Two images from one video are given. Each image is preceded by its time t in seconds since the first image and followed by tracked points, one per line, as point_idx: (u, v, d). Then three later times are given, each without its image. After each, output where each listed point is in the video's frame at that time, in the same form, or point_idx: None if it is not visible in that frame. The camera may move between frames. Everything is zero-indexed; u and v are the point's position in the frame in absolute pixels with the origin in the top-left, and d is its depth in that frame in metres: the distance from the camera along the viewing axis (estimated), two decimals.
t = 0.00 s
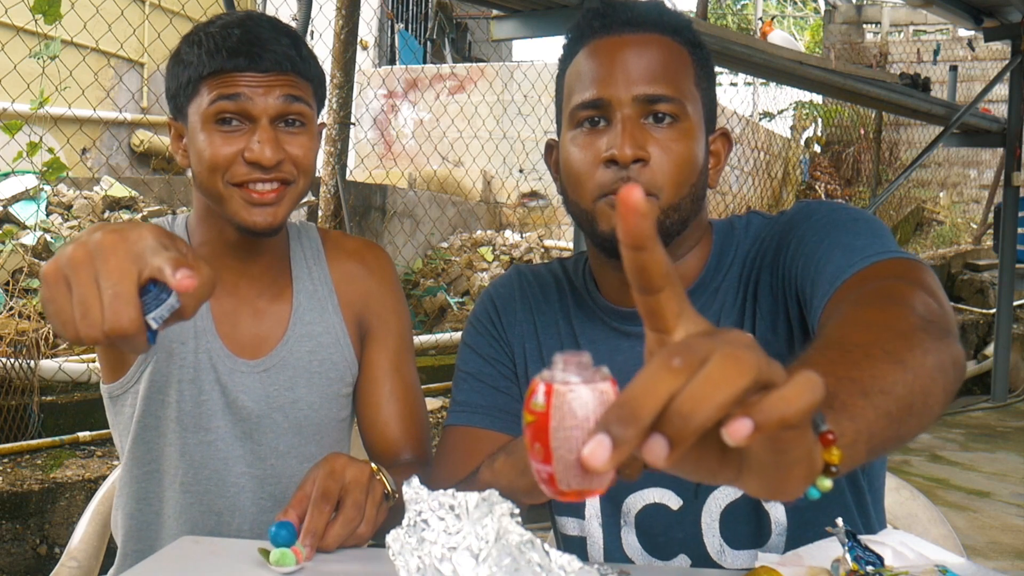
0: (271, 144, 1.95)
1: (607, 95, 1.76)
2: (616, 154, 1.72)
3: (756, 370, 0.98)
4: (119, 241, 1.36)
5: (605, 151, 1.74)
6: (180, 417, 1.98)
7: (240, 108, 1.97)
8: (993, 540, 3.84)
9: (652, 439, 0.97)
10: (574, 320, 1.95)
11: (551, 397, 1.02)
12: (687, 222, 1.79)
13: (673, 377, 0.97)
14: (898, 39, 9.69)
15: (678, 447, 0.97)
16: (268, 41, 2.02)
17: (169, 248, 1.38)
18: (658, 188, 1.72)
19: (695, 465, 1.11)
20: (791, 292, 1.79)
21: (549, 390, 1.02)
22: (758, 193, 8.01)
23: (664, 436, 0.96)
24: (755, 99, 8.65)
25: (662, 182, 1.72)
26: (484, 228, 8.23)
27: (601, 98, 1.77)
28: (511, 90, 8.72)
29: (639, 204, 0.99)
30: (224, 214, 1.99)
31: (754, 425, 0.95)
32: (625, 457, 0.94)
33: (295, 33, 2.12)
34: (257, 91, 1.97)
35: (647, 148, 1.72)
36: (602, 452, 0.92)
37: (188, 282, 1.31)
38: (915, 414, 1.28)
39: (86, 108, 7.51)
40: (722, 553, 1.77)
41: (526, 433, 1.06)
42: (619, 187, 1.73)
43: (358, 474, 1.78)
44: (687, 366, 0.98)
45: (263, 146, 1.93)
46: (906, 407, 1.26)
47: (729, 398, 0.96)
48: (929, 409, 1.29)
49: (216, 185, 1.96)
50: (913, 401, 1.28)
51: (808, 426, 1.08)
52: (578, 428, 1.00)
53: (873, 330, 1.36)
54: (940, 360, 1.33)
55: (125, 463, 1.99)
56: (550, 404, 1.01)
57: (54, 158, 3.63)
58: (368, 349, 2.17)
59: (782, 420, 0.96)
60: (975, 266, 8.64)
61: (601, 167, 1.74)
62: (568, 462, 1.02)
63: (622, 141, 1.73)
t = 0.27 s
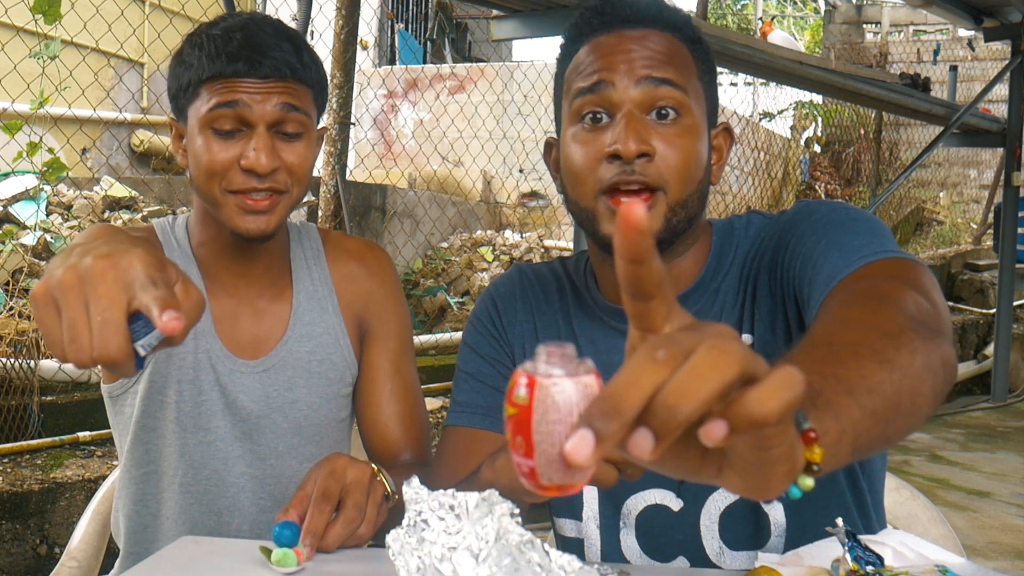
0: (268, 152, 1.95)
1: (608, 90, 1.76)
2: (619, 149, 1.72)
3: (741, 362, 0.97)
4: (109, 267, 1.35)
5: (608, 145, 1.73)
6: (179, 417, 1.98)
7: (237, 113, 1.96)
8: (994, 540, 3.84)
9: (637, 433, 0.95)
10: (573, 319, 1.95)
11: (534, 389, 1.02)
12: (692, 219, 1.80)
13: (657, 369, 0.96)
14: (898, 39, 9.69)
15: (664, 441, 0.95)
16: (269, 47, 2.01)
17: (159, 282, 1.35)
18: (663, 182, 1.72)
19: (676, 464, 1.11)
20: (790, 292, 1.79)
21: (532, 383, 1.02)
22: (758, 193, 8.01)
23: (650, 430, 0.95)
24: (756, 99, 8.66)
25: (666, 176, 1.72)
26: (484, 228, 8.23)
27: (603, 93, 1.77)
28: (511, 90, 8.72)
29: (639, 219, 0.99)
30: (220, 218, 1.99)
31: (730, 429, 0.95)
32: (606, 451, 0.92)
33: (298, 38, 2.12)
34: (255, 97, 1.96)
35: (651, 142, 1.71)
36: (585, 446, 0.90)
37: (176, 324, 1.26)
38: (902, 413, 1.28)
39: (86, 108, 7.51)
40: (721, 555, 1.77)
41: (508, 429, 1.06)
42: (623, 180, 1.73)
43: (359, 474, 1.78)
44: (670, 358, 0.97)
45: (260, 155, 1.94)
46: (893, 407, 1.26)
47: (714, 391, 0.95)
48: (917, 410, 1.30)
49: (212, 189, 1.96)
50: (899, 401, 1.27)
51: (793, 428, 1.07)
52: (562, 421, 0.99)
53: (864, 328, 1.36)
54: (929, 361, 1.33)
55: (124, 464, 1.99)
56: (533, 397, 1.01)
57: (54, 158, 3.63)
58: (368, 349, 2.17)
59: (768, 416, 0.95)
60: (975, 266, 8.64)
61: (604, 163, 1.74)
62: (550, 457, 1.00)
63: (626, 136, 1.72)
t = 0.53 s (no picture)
0: (269, 156, 1.95)
1: (608, 96, 1.76)
2: (620, 163, 1.72)
3: (732, 364, 0.98)
4: (94, 287, 1.32)
5: (608, 158, 1.74)
6: (178, 417, 1.98)
7: (239, 117, 1.96)
8: (994, 540, 3.84)
9: (628, 431, 0.96)
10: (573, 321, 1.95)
11: (526, 384, 1.02)
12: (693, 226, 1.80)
13: (649, 367, 0.97)
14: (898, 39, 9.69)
15: (653, 440, 0.96)
16: (270, 49, 2.01)
17: (145, 301, 1.34)
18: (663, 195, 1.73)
19: (667, 473, 1.13)
20: (791, 295, 1.79)
21: (523, 378, 1.03)
22: (758, 193, 8.01)
23: (640, 428, 0.96)
24: (756, 99, 8.66)
25: (667, 188, 1.72)
26: (484, 228, 8.24)
27: (603, 100, 1.77)
28: (511, 90, 8.72)
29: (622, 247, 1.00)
30: (221, 222, 1.99)
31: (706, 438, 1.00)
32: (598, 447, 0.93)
33: (298, 39, 2.11)
34: (257, 101, 1.96)
35: (651, 153, 1.72)
36: (578, 439, 0.92)
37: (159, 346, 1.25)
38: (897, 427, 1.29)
39: (86, 108, 7.51)
40: (720, 557, 1.77)
41: (501, 427, 1.07)
42: (622, 195, 1.74)
43: (359, 473, 1.78)
44: (663, 356, 0.98)
45: (261, 159, 1.94)
46: (888, 420, 1.28)
47: (702, 391, 0.96)
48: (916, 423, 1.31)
49: (214, 194, 1.96)
50: (896, 413, 1.28)
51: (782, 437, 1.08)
52: (553, 418, 1.00)
53: (859, 338, 1.36)
54: (927, 369, 1.33)
55: (123, 464, 1.99)
56: (524, 394, 1.02)
57: (54, 158, 3.63)
58: (368, 349, 2.17)
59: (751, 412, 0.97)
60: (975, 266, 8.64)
61: (606, 175, 1.75)
62: (543, 451, 1.02)
63: (626, 148, 1.73)
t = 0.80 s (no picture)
0: (272, 156, 1.95)
1: (610, 101, 1.76)
2: (618, 170, 1.72)
3: (744, 358, 0.99)
4: (102, 290, 1.31)
5: (606, 165, 1.74)
6: (177, 418, 1.97)
7: (242, 118, 1.96)
8: (994, 540, 3.84)
9: (641, 425, 0.97)
10: (573, 321, 1.95)
11: (542, 378, 1.02)
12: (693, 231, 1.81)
13: (661, 363, 0.98)
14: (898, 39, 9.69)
15: (666, 434, 0.97)
16: (271, 47, 2.01)
17: (152, 298, 1.33)
18: (662, 201, 1.73)
19: (681, 479, 1.15)
20: (795, 296, 1.78)
21: (539, 372, 1.02)
22: (758, 193, 8.02)
23: (652, 422, 0.97)
24: (756, 99, 8.66)
25: (666, 196, 1.73)
26: (484, 227, 8.25)
27: (603, 103, 1.77)
28: (511, 90, 8.73)
29: (625, 298, 1.00)
30: (224, 222, 1.99)
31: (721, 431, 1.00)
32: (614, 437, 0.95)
33: (299, 38, 2.11)
34: (258, 101, 1.96)
35: (651, 160, 1.73)
36: (590, 432, 0.93)
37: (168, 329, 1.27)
38: (912, 426, 1.28)
39: (86, 108, 7.51)
40: (722, 557, 1.77)
41: (514, 419, 1.07)
42: (621, 203, 1.75)
43: (360, 473, 1.78)
44: (676, 352, 0.99)
45: (265, 158, 1.94)
46: (899, 425, 1.27)
47: (716, 385, 0.97)
48: (929, 422, 1.30)
49: (217, 196, 1.97)
50: (906, 418, 1.28)
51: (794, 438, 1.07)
52: (570, 410, 0.99)
53: (869, 343, 1.36)
54: (936, 373, 1.33)
55: (121, 465, 1.99)
56: (541, 385, 1.01)
57: (54, 158, 3.63)
58: (368, 349, 2.17)
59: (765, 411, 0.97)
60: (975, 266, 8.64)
61: (604, 181, 1.75)
62: (555, 445, 1.01)
63: (625, 156, 1.73)
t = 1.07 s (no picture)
0: (276, 157, 1.95)
1: (612, 100, 1.76)
2: (620, 168, 1.73)
3: (752, 380, 0.98)
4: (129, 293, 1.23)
5: (608, 163, 1.74)
6: (176, 419, 1.97)
7: (246, 119, 1.96)
8: (994, 540, 3.84)
9: (646, 438, 1.00)
10: (574, 321, 1.96)
11: (549, 391, 1.05)
12: (696, 229, 1.80)
13: (669, 378, 0.99)
14: (898, 39, 9.69)
15: (671, 448, 1.00)
16: (275, 48, 2.01)
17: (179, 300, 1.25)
18: (664, 198, 1.73)
19: (688, 479, 1.18)
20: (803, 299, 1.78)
21: (546, 386, 1.06)
22: (758, 193, 8.02)
23: (658, 437, 0.99)
24: (756, 99, 8.66)
25: (669, 191, 1.73)
26: (484, 227, 8.26)
27: (605, 102, 1.77)
28: (511, 90, 8.73)
29: (627, 317, 1.00)
30: (226, 222, 1.99)
31: (741, 438, 1.01)
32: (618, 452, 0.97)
33: (303, 39, 2.11)
34: (262, 103, 1.96)
35: (653, 157, 1.73)
36: (596, 446, 0.96)
37: (184, 395, 1.21)
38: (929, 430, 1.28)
39: (86, 108, 7.51)
40: (724, 557, 1.77)
41: (524, 431, 1.11)
42: (623, 199, 1.74)
43: (362, 474, 1.78)
44: (682, 370, 0.99)
45: (269, 159, 1.94)
46: (912, 430, 1.27)
47: (725, 404, 0.97)
48: (950, 427, 1.30)
49: (220, 196, 1.97)
50: (923, 424, 1.28)
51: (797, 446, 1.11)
52: (576, 425, 1.02)
53: (888, 348, 1.35)
54: (961, 377, 1.32)
55: (121, 466, 1.99)
56: (548, 398, 1.05)
57: (54, 158, 3.63)
58: (368, 348, 2.17)
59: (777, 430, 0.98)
60: (976, 266, 8.64)
61: (605, 179, 1.75)
62: (563, 457, 1.04)
63: (627, 154, 1.73)
